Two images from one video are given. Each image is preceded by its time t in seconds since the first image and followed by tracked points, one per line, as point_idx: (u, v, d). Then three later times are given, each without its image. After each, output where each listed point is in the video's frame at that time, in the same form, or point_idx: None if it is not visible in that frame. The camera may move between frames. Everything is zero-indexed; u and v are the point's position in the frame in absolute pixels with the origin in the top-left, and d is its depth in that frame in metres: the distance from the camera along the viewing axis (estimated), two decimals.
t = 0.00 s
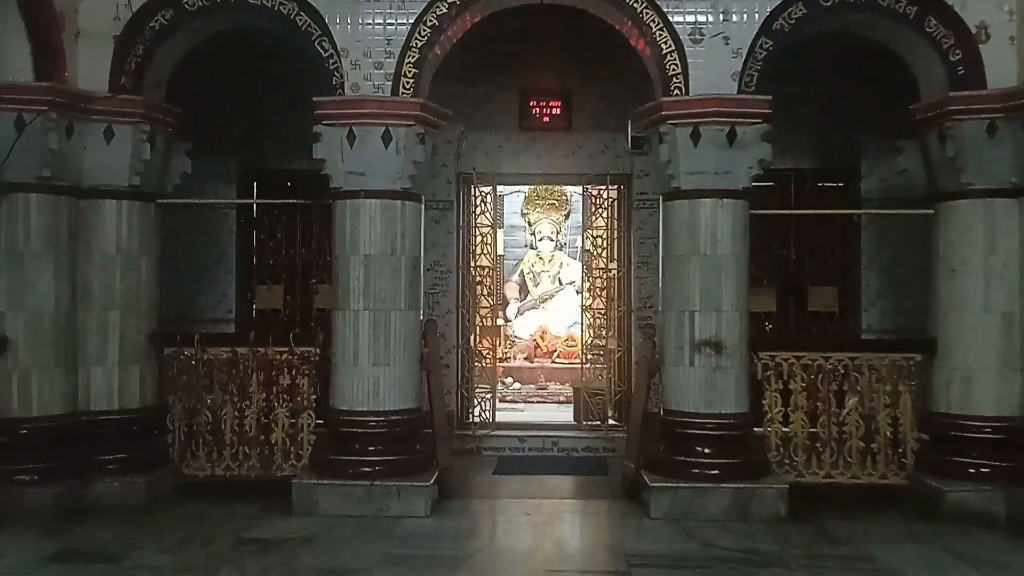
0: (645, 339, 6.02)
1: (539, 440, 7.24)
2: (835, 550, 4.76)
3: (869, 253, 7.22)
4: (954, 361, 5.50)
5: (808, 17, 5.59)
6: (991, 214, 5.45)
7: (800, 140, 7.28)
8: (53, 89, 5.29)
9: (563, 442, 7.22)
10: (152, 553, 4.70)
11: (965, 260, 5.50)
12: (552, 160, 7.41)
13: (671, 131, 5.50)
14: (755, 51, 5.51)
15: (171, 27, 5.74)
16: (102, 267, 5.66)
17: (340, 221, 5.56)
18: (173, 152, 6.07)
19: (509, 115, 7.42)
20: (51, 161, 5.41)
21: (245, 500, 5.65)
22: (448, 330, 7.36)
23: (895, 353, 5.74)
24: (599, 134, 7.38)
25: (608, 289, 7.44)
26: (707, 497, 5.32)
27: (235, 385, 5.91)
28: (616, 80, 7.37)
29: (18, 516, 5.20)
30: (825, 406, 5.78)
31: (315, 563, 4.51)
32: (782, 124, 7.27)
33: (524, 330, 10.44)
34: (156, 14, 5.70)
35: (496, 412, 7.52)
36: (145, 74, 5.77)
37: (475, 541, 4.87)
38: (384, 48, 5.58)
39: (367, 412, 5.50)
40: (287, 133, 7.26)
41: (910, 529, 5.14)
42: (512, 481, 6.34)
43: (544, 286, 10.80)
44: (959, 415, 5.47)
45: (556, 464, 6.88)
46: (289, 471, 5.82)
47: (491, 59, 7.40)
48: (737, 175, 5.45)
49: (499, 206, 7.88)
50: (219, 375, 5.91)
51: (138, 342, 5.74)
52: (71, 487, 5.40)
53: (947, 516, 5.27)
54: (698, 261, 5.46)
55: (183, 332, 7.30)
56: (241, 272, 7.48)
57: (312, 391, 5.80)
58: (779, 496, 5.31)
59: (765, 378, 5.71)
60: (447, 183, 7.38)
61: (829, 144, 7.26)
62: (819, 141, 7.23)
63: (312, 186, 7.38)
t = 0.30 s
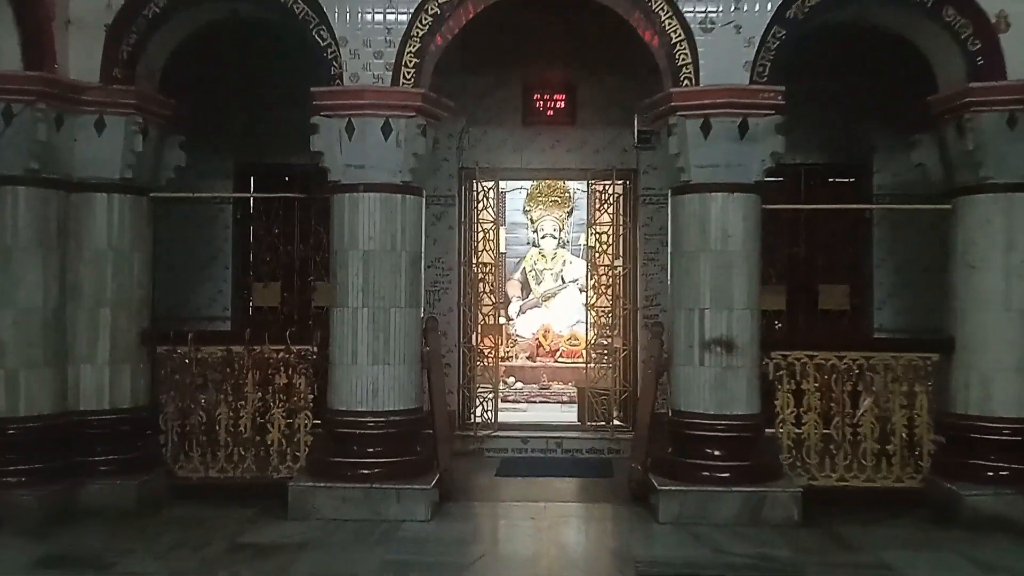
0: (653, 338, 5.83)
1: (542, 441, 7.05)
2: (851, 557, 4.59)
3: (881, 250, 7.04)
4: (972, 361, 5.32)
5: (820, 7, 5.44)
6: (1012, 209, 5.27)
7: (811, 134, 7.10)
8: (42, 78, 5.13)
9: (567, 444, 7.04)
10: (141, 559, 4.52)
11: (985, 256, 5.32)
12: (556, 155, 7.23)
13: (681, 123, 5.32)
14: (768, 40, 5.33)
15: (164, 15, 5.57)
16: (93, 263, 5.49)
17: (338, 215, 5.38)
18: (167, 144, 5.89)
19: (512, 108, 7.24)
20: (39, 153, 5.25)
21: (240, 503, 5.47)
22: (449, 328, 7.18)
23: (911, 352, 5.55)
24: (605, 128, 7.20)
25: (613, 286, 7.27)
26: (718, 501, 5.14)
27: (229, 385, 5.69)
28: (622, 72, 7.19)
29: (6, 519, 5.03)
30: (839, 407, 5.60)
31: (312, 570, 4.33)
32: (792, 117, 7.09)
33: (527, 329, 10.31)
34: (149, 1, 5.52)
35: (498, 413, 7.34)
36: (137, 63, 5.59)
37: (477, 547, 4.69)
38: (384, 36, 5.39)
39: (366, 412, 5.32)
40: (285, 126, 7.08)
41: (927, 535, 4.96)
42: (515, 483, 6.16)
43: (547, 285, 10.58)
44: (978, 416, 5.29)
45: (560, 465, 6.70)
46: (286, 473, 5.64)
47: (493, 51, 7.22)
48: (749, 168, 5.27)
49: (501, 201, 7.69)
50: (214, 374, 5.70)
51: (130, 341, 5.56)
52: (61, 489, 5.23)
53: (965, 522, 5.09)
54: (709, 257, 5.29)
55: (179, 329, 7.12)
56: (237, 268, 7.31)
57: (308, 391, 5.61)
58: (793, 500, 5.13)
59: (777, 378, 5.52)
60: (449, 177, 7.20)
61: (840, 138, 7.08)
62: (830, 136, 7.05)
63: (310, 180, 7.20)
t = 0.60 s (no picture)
0: (659, 336, 5.67)
1: (546, 442, 6.90)
2: (869, 562, 4.43)
3: (892, 245, 6.88)
4: (989, 358, 5.16)
5: None
6: None
7: (818, 126, 6.94)
8: (28, 72, 4.95)
9: (572, 445, 6.89)
10: (134, 569, 4.36)
11: (1002, 250, 5.15)
12: (558, 149, 7.07)
13: (688, 114, 5.15)
14: (777, 28, 5.17)
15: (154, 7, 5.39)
16: (82, 263, 5.32)
17: (335, 211, 5.22)
18: (158, 140, 5.72)
19: (513, 101, 7.08)
20: (26, 150, 5.07)
21: (236, 509, 5.31)
22: (450, 328, 7.02)
23: (926, 349, 5.40)
24: (607, 122, 7.04)
25: (617, 283, 7.12)
26: (729, 504, 4.98)
27: (224, 387, 5.56)
28: (625, 64, 7.03)
29: None
30: (852, 406, 5.45)
31: None
32: (799, 109, 6.93)
33: (529, 328, 10.23)
34: None
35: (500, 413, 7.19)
36: (127, 57, 5.42)
37: (481, 554, 4.53)
38: (380, 27, 5.23)
39: (365, 416, 5.16)
40: (280, 122, 6.92)
41: (946, 537, 4.81)
42: (519, 486, 6.00)
43: (548, 283, 10.40)
44: (995, 415, 5.12)
45: (565, 467, 6.54)
46: (283, 478, 5.48)
47: (493, 43, 7.06)
48: (758, 161, 5.11)
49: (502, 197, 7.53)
50: (208, 377, 5.56)
51: (121, 343, 5.40)
52: (50, 497, 5.04)
53: (984, 523, 4.93)
54: (717, 252, 5.13)
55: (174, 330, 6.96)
56: (232, 268, 7.15)
57: (306, 393, 5.45)
58: (806, 502, 4.97)
59: (788, 376, 5.37)
60: (448, 173, 7.04)
61: (848, 130, 6.92)
62: (839, 128, 6.89)
63: (307, 178, 7.05)
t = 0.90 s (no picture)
0: (666, 346, 5.52)
1: (549, 454, 6.73)
2: None
3: (903, 252, 6.72)
4: (1007, 370, 4.97)
5: None
6: None
7: (828, 131, 6.80)
8: (17, 71, 4.81)
9: (575, 456, 6.71)
10: None
11: (1020, 258, 4.98)
12: (562, 154, 6.92)
13: (697, 118, 5.00)
14: (789, 30, 5.02)
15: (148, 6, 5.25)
16: (73, 269, 5.17)
17: (333, 216, 5.07)
18: (152, 142, 5.58)
19: (515, 105, 6.93)
20: (15, 151, 4.91)
21: (230, 524, 5.15)
22: (451, 336, 6.86)
23: (942, 361, 5.22)
24: (612, 126, 6.89)
25: (621, 291, 6.96)
26: (739, 521, 4.81)
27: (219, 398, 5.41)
28: (631, 67, 6.89)
29: None
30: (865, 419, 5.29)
31: None
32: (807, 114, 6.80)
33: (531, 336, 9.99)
34: None
35: (502, 424, 7.02)
36: (120, 57, 5.28)
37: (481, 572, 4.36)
38: (381, 27, 5.08)
39: (363, 428, 5.00)
40: (278, 125, 6.78)
41: (963, 555, 4.63)
42: (521, 500, 5.83)
43: (551, 290, 10.35)
44: (1011, 429, 4.93)
45: (568, 481, 6.36)
46: (278, 492, 5.30)
47: (496, 46, 6.92)
48: (769, 166, 4.95)
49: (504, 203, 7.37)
50: (202, 388, 5.40)
51: (112, 351, 5.25)
52: (37, 511, 4.87)
53: (1002, 541, 4.75)
54: (726, 261, 4.97)
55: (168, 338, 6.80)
56: (229, 274, 6.99)
57: (302, 404, 5.28)
58: (819, 519, 4.80)
59: (800, 389, 5.21)
60: (450, 178, 6.88)
61: (859, 135, 6.77)
62: (848, 133, 6.77)
63: (305, 182, 6.91)
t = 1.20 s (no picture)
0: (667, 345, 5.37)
1: (548, 456, 6.59)
2: None
3: (909, 249, 6.58)
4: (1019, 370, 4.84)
5: None
6: None
7: (831, 127, 6.67)
8: None
9: (573, 459, 6.57)
10: None
11: None
12: (560, 150, 6.78)
13: (698, 112, 4.86)
14: (793, 20, 4.88)
15: None
16: (56, 269, 5.03)
17: (325, 214, 4.92)
18: (139, 139, 5.44)
19: (512, 100, 6.79)
20: None
21: (220, 530, 5.01)
22: (447, 337, 6.71)
23: (951, 359, 5.07)
24: (611, 121, 6.74)
25: (621, 290, 6.80)
26: (744, 526, 4.67)
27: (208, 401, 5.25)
28: (630, 62, 6.75)
29: None
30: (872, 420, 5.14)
31: None
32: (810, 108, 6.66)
33: (528, 335, 9.85)
34: None
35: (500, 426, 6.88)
36: (105, 52, 5.14)
37: None
38: (373, 19, 4.94)
39: (356, 431, 4.86)
40: (270, 122, 6.64)
41: (975, 560, 4.50)
42: (519, 504, 5.69)
43: (550, 289, 10.15)
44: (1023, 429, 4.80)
45: (566, 483, 6.21)
46: (269, 498, 5.14)
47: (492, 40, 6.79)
48: (773, 161, 4.82)
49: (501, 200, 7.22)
50: (190, 391, 5.23)
51: (98, 354, 5.10)
52: (20, 519, 4.73)
53: (1015, 545, 4.62)
54: (730, 258, 4.83)
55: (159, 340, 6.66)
56: (221, 274, 6.85)
57: (293, 407, 5.12)
58: (826, 524, 4.66)
59: (805, 389, 5.06)
60: (446, 175, 6.74)
61: (863, 130, 6.63)
62: (852, 128, 6.64)
63: (298, 180, 6.76)
